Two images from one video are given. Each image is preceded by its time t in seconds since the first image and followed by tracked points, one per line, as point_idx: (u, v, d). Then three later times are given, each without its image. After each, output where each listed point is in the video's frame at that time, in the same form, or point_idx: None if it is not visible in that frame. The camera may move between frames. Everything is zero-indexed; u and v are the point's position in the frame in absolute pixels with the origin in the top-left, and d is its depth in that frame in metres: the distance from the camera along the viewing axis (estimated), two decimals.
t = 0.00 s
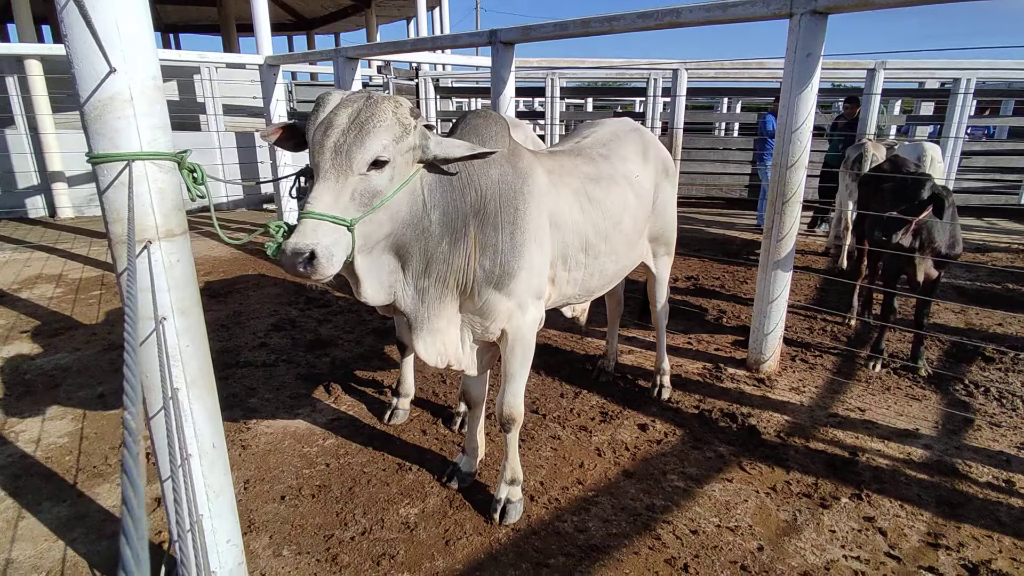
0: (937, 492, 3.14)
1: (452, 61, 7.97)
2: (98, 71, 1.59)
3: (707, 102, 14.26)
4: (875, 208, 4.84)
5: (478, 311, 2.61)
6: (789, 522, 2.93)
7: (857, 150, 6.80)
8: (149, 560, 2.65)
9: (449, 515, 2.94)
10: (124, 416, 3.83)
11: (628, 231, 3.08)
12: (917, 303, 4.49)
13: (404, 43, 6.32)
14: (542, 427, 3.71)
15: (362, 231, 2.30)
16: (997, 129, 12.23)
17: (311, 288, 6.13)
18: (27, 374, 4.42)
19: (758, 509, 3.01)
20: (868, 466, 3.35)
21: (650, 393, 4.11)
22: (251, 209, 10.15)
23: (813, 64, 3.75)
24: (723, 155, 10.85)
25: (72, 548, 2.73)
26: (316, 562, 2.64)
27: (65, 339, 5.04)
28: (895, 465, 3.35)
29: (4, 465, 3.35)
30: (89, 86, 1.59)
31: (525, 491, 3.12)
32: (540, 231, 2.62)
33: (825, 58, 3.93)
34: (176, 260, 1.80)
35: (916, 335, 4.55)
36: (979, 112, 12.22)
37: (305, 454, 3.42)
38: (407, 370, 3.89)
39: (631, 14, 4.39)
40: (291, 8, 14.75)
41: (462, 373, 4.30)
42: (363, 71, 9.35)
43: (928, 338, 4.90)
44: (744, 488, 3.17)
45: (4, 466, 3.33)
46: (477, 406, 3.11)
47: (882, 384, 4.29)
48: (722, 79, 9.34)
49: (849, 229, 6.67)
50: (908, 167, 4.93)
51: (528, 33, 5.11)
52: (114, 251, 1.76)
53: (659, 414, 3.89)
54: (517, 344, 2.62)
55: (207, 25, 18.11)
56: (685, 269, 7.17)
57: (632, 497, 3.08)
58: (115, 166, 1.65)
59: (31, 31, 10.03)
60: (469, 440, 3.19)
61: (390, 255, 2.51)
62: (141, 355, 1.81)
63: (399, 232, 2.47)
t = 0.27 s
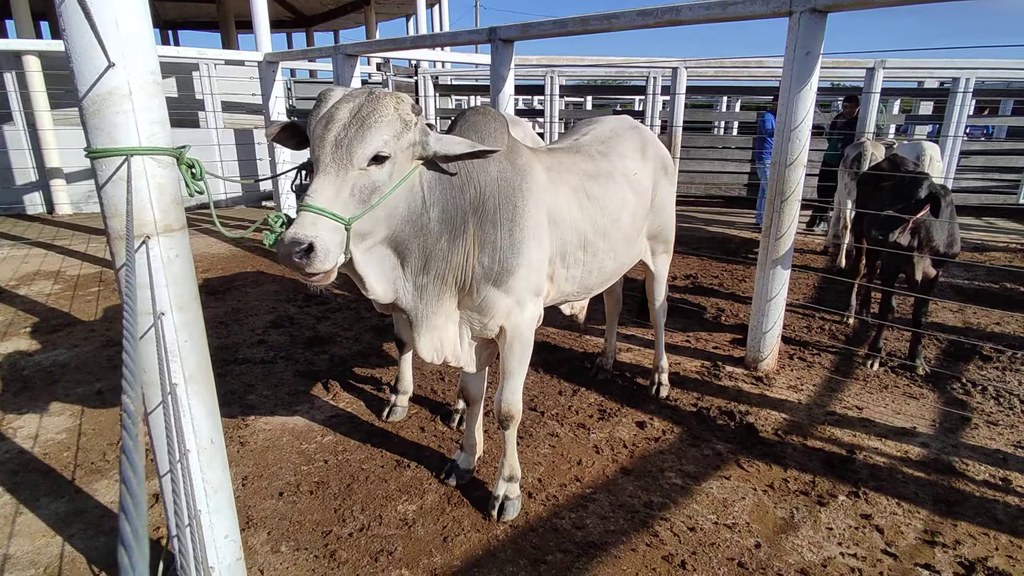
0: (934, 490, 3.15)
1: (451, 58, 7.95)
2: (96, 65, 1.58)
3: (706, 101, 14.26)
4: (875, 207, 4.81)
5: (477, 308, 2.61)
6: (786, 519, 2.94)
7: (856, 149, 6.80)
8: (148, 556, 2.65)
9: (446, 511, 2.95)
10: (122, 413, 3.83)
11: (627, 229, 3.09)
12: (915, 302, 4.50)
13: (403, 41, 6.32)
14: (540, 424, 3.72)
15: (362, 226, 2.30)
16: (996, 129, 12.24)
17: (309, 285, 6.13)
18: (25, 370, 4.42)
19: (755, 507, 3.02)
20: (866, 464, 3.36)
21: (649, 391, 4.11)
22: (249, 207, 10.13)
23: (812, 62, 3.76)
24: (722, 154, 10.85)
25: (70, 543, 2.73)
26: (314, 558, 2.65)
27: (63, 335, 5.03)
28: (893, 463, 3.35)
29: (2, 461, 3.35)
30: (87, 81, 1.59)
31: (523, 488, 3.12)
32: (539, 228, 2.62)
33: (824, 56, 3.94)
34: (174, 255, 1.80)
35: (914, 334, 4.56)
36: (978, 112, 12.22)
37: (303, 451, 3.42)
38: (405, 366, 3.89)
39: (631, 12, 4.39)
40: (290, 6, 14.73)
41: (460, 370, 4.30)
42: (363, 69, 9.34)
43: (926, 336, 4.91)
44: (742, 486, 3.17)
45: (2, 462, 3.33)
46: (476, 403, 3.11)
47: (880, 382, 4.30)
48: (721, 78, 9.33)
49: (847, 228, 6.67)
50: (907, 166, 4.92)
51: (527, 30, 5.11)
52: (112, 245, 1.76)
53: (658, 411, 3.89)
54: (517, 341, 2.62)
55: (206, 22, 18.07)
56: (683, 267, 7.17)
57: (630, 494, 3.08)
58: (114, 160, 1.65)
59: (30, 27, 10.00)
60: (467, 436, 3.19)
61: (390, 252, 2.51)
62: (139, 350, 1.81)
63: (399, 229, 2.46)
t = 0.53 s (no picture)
0: (932, 493, 3.15)
1: (452, 58, 7.96)
2: (98, 63, 1.58)
3: (707, 103, 14.27)
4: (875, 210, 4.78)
5: (477, 308, 2.61)
6: (784, 522, 2.94)
7: (857, 152, 6.81)
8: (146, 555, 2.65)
9: (445, 511, 2.95)
10: (120, 410, 3.82)
11: (627, 229, 3.09)
12: (914, 305, 4.50)
13: (404, 40, 6.31)
14: (539, 424, 3.72)
15: (362, 226, 2.30)
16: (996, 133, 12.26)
17: (309, 284, 6.13)
18: (24, 367, 4.41)
19: (754, 509, 3.02)
20: (864, 466, 3.36)
21: (648, 392, 4.11)
22: (249, 205, 10.13)
23: (813, 65, 3.76)
24: (722, 156, 10.85)
25: (68, 541, 2.72)
26: (313, 557, 2.65)
27: (62, 332, 5.03)
28: (891, 466, 3.36)
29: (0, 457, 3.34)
30: (89, 78, 1.59)
31: (521, 488, 3.12)
32: (539, 228, 2.62)
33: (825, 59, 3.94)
34: (173, 254, 1.79)
35: (913, 337, 4.56)
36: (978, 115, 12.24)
37: (301, 450, 3.42)
38: (405, 366, 3.88)
39: (633, 13, 4.40)
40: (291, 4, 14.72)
41: (459, 370, 4.30)
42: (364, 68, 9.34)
43: (925, 340, 4.92)
44: (740, 487, 3.18)
45: None
46: (476, 403, 3.10)
47: (878, 385, 4.30)
48: (722, 80, 9.34)
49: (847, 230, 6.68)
50: (907, 169, 4.91)
51: (529, 31, 5.12)
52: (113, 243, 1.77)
53: (656, 412, 3.89)
54: (516, 341, 2.63)
55: (207, 20, 18.07)
56: (683, 268, 7.17)
57: (628, 495, 3.08)
58: (115, 158, 1.65)
59: (31, 23, 9.99)
60: (466, 436, 3.19)
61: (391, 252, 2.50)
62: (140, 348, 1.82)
63: (399, 229, 2.46)
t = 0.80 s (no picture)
0: (934, 500, 3.14)
1: (458, 59, 7.97)
2: (109, 61, 1.59)
3: (712, 106, 14.26)
4: (881, 216, 4.77)
5: (481, 309, 2.61)
6: (785, 526, 2.94)
7: (862, 158, 6.80)
8: (149, 550, 2.66)
9: (446, 511, 2.95)
10: (123, 406, 3.83)
11: (631, 232, 3.09)
12: (917, 311, 4.49)
13: (411, 40, 6.32)
14: (541, 426, 3.72)
15: (367, 228, 2.31)
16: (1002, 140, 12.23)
17: (313, 282, 6.14)
18: (29, 362, 4.43)
19: (755, 513, 3.02)
20: (866, 472, 3.35)
21: (650, 395, 4.11)
22: (254, 203, 10.15)
23: (820, 70, 3.76)
24: (726, 159, 10.85)
25: (70, 535, 2.74)
26: (314, 555, 2.65)
27: (66, 328, 5.05)
28: (893, 472, 3.35)
29: (4, 451, 3.35)
30: (100, 76, 1.60)
31: (522, 489, 3.12)
32: (544, 230, 2.62)
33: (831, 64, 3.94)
34: (181, 252, 1.80)
35: (917, 343, 4.55)
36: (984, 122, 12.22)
37: (303, 448, 3.43)
38: (407, 365, 3.89)
39: (640, 16, 4.41)
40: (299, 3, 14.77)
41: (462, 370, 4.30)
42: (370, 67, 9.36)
43: (929, 346, 4.91)
44: (742, 492, 3.18)
45: (3, 452, 3.34)
46: (478, 404, 3.10)
47: (881, 391, 4.30)
48: (727, 84, 9.34)
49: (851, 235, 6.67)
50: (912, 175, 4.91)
51: (536, 32, 5.13)
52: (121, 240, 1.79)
53: (658, 415, 3.89)
54: (520, 342, 2.63)
55: (215, 17, 18.13)
56: (686, 272, 7.17)
57: (629, 497, 3.09)
58: (125, 155, 1.67)
59: (39, 19, 10.04)
60: (468, 437, 3.19)
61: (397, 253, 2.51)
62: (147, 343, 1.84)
63: (405, 230, 2.46)
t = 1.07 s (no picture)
0: (937, 509, 3.16)
1: (468, 61, 8.01)
2: (137, 63, 1.63)
3: (720, 112, 14.28)
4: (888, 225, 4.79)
5: (492, 312, 2.64)
6: (788, 532, 2.96)
7: (870, 166, 6.81)
8: (159, 542, 2.70)
9: (452, 511, 2.98)
10: (134, 400, 3.88)
11: (641, 237, 3.11)
12: (923, 321, 4.51)
13: (422, 41, 6.36)
14: (546, 428, 3.75)
15: (378, 234, 2.35)
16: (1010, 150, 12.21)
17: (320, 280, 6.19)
18: (40, 354, 4.49)
19: (758, 519, 3.05)
20: (869, 480, 3.37)
21: (654, 399, 4.14)
22: (262, 200, 10.22)
23: (830, 79, 3.78)
24: (733, 165, 10.86)
25: (82, 527, 2.78)
26: (321, 551, 2.69)
27: (77, 321, 5.10)
28: (896, 481, 3.37)
29: (17, 443, 3.40)
30: (127, 78, 1.63)
31: (528, 490, 3.15)
32: (555, 235, 2.65)
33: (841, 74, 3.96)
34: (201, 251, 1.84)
35: (922, 352, 4.57)
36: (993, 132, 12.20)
37: (311, 445, 3.46)
38: (415, 365, 3.92)
39: (651, 22, 4.44)
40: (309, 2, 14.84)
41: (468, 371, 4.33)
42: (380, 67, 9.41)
43: (933, 356, 4.92)
44: (745, 497, 3.20)
45: (16, 444, 3.38)
46: (486, 405, 3.13)
47: (886, 399, 4.31)
48: (736, 89, 9.36)
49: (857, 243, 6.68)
50: (920, 185, 4.91)
51: (547, 36, 5.17)
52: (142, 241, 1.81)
53: (663, 420, 3.92)
54: (528, 345, 2.66)
55: (226, 15, 18.24)
56: (692, 277, 7.19)
57: (633, 500, 3.11)
58: (149, 156, 1.70)
59: (53, 15, 10.13)
60: (474, 437, 3.21)
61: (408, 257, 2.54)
62: (166, 340, 1.87)
63: (417, 234, 2.50)
